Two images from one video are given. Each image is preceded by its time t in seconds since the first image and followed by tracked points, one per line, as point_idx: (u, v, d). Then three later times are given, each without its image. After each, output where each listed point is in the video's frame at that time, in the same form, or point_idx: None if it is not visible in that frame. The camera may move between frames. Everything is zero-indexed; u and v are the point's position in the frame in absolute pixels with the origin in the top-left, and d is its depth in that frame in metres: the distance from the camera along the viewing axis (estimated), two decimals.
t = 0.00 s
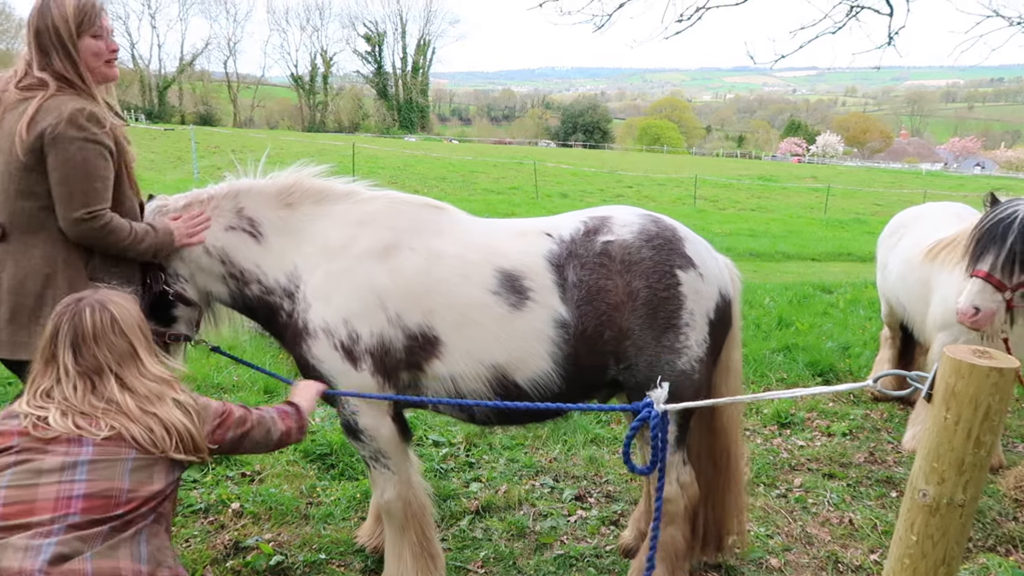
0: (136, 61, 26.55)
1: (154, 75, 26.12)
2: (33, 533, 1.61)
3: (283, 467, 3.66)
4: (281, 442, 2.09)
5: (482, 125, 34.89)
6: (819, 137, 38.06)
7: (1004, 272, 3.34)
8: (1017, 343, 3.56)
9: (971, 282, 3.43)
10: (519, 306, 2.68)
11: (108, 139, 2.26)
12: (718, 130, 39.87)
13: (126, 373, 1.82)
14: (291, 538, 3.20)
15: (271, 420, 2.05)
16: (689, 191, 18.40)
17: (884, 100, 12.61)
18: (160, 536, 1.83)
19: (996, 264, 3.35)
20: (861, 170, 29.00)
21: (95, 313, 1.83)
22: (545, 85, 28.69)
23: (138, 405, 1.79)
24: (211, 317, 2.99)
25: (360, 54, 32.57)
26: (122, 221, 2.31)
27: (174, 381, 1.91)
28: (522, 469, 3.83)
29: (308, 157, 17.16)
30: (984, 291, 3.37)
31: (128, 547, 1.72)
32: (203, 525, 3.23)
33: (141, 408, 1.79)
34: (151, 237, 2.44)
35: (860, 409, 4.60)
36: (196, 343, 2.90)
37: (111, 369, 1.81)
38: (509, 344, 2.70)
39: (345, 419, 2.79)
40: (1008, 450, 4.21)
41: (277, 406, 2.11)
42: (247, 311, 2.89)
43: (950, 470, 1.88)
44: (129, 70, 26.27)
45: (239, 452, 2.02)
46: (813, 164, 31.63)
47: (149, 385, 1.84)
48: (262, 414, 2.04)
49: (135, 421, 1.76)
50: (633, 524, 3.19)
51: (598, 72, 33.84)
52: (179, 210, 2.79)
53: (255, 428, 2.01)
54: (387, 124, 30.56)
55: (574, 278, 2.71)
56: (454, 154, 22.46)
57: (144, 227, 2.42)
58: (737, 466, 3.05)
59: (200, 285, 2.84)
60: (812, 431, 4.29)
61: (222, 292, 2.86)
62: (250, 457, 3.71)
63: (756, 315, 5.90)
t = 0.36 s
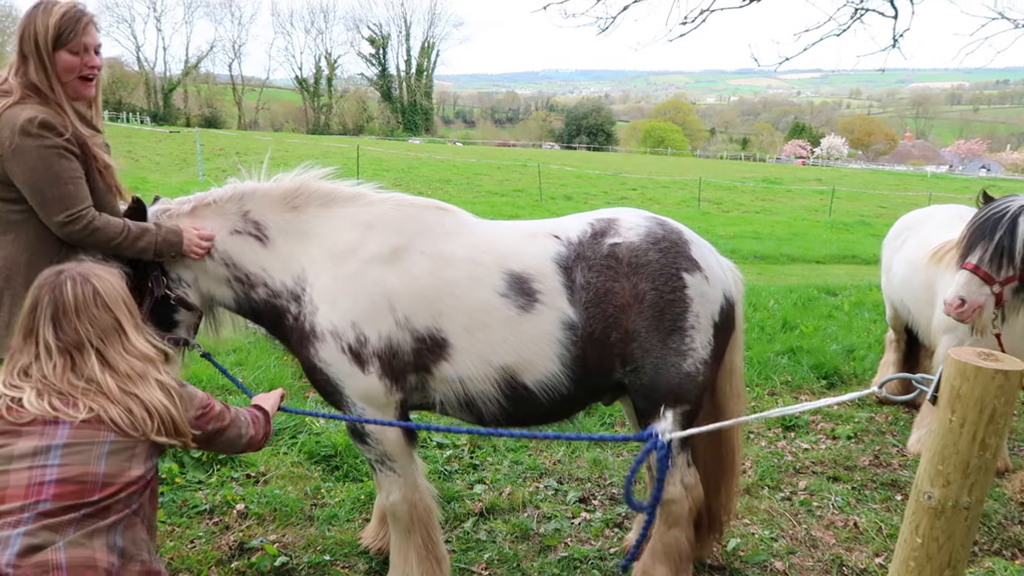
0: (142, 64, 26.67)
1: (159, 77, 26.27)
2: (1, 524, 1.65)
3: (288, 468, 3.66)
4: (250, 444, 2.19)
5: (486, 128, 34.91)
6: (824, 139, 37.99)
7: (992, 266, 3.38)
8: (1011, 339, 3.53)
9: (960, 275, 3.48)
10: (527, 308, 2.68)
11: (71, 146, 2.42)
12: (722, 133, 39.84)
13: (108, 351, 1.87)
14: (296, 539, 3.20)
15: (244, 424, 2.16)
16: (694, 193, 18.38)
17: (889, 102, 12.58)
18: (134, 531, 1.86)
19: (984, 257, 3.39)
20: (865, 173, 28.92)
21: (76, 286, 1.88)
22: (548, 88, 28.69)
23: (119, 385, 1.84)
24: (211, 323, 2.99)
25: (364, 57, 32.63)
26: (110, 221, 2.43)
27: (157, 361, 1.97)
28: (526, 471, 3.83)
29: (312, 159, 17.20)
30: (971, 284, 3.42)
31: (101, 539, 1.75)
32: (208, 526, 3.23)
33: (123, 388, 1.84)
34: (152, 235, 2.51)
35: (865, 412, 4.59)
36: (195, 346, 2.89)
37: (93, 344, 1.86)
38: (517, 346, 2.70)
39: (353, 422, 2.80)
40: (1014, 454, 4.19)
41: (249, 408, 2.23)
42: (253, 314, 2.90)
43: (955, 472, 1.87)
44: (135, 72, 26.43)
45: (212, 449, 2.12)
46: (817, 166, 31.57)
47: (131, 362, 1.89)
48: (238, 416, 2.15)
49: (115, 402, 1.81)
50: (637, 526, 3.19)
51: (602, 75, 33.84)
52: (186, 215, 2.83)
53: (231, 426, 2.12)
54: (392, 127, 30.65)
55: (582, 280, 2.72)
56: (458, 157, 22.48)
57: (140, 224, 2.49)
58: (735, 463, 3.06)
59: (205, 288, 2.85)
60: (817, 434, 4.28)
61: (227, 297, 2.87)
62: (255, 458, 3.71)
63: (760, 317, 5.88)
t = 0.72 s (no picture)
0: (149, 68, 26.80)
1: (167, 82, 26.47)
2: None
3: (293, 471, 3.66)
4: (195, 433, 1.99)
5: (492, 132, 35.00)
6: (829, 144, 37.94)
7: (991, 268, 3.37)
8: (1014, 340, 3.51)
9: (960, 278, 3.46)
10: (532, 314, 2.69)
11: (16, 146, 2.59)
12: (727, 137, 39.83)
13: (35, 264, 1.63)
14: (301, 542, 3.21)
15: (195, 410, 1.95)
16: (699, 198, 18.36)
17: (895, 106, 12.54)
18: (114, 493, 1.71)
19: (983, 260, 3.38)
20: (871, 177, 28.86)
21: (9, 193, 1.65)
22: (553, 92, 28.73)
23: (42, 306, 1.61)
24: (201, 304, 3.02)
25: (370, 61, 32.75)
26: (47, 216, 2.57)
27: (98, 286, 1.73)
28: (531, 475, 3.82)
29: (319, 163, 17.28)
30: (970, 286, 3.40)
31: (73, 502, 1.59)
32: (213, 529, 3.24)
33: (45, 308, 1.60)
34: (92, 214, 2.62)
35: (871, 417, 4.57)
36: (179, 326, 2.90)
37: (19, 254, 1.62)
38: (523, 352, 2.70)
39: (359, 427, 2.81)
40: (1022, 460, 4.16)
41: (205, 398, 2.02)
42: (254, 307, 2.93)
43: (963, 477, 1.87)
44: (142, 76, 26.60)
45: (150, 421, 1.88)
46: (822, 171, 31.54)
47: (59, 280, 1.65)
48: (193, 391, 1.95)
49: (38, 327, 1.57)
50: (643, 530, 3.18)
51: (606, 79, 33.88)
52: (201, 192, 2.83)
53: (181, 401, 1.89)
54: (397, 131, 30.71)
55: (585, 285, 2.72)
56: (463, 160, 22.53)
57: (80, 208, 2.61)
58: (746, 473, 3.05)
59: (205, 271, 2.86)
60: (823, 439, 4.27)
61: (228, 283, 2.89)
62: (260, 461, 3.72)
63: (766, 322, 5.87)
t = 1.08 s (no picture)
0: (156, 73, 26.98)
1: (174, 86, 26.62)
2: None
3: (299, 476, 3.66)
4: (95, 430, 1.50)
5: (497, 136, 35.07)
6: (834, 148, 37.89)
7: (993, 277, 3.36)
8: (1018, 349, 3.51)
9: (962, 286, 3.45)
10: (536, 321, 2.69)
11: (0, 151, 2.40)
12: (732, 141, 39.80)
13: None
14: (307, 547, 3.21)
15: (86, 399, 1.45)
16: (704, 202, 18.36)
17: (900, 111, 12.52)
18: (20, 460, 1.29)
19: (985, 269, 3.37)
20: (877, 181, 28.78)
21: None
22: (558, 97, 28.78)
23: None
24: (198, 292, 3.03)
25: (375, 66, 32.85)
26: (15, 214, 2.39)
27: None
28: (537, 480, 3.82)
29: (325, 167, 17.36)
30: (972, 294, 3.39)
31: None
32: (219, 534, 3.24)
33: None
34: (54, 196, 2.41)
35: (877, 422, 4.55)
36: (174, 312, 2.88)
37: None
38: (528, 359, 2.70)
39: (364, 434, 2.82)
40: None
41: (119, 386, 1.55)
42: (257, 303, 2.95)
43: (973, 485, 1.86)
44: (150, 80, 26.81)
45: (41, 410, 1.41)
46: (828, 175, 31.49)
47: None
48: (93, 371, 1.77)
49: None
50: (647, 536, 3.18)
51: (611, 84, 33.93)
52: (222, 178, 2.81)
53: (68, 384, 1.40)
54: (402, 135, 30.79)
55: (589, 291, 2.72)
56: (469, 165, 22.57)
57: (45, 197, 2.41)
58: (750, 482, 3.03)
59: (212, 261, 2.86)
60: (829, 445, 4.26)
61: (234, 276, 2.89)
62: (266, 465, 3.72)
63: (771, 327, 5.86)
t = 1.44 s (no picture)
0: (166, 81, 27.22)
1: (183, 93, 26.94)
2: None
3: (307, 483, 3.66)
4: None
5: (505, 143, 35.20)
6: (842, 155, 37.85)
7: (1005, 286, 3.34)
8: None
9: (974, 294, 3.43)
10: (545, 329, 2.68)
11: None
12: (740, 148, 39.81)
13: None
14: (315, 554, 3.20)
15: None
16: (712, 209, 18.34)
17: (909, 118, 12.48)
18: None
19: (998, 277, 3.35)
20: (886, 189, 28.69)
21: None
22: (565, 104, 28.85)
23: None
24: (212, 298, 3.01)
25: (384, 73, 33.03)
26: (13, 223, 2.45)
27: None
28: (545, 488, 3.80)
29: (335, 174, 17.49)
30: (985, 302, 3.36)
31: None
32: (227, 540, 3.24)
33: None
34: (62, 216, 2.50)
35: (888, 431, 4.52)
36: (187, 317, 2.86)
37: None
38: (537, 367, 2.69)
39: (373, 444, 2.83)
40: None
41: None
42: (266, 308, 2.95)
43: (988, 495, 1.84)
44: (160, 88, 27.07)
45: None
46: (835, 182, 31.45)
47: None
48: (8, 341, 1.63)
49: None
50: (656, 546, 3.17)
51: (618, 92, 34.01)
52: (235, 180, 2.82)
53: None
54: (410, 142, 30.97)
55: (597, 299, 2.72)
56: (476, 172, 22.66)
57: (48, 211, 2.48)
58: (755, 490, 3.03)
59: (222, 262, 2.85)
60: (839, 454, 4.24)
61: (244, 278, 2.88)
62: (274, 472, 3.71)
63: (780, 335, 5.84)
